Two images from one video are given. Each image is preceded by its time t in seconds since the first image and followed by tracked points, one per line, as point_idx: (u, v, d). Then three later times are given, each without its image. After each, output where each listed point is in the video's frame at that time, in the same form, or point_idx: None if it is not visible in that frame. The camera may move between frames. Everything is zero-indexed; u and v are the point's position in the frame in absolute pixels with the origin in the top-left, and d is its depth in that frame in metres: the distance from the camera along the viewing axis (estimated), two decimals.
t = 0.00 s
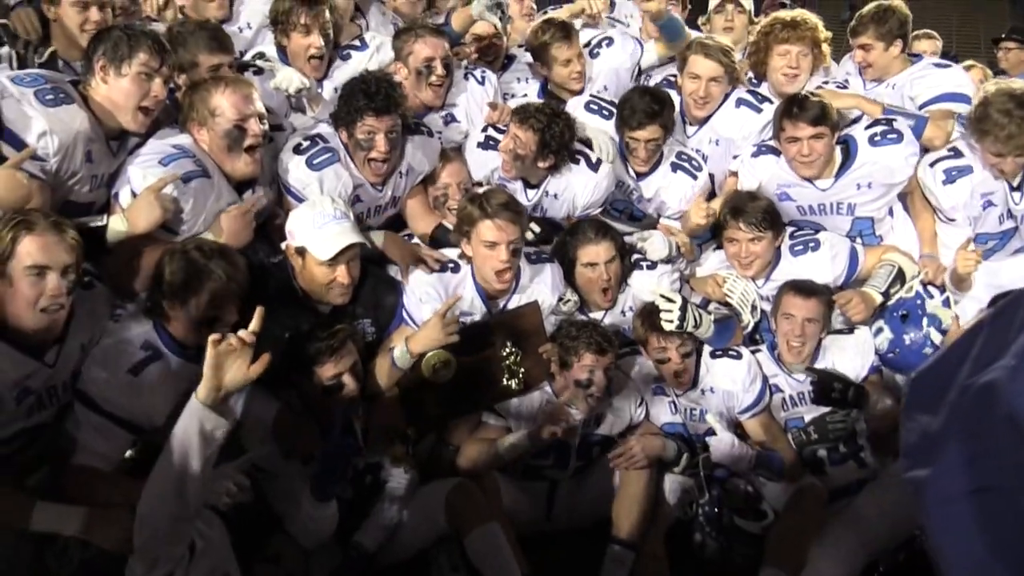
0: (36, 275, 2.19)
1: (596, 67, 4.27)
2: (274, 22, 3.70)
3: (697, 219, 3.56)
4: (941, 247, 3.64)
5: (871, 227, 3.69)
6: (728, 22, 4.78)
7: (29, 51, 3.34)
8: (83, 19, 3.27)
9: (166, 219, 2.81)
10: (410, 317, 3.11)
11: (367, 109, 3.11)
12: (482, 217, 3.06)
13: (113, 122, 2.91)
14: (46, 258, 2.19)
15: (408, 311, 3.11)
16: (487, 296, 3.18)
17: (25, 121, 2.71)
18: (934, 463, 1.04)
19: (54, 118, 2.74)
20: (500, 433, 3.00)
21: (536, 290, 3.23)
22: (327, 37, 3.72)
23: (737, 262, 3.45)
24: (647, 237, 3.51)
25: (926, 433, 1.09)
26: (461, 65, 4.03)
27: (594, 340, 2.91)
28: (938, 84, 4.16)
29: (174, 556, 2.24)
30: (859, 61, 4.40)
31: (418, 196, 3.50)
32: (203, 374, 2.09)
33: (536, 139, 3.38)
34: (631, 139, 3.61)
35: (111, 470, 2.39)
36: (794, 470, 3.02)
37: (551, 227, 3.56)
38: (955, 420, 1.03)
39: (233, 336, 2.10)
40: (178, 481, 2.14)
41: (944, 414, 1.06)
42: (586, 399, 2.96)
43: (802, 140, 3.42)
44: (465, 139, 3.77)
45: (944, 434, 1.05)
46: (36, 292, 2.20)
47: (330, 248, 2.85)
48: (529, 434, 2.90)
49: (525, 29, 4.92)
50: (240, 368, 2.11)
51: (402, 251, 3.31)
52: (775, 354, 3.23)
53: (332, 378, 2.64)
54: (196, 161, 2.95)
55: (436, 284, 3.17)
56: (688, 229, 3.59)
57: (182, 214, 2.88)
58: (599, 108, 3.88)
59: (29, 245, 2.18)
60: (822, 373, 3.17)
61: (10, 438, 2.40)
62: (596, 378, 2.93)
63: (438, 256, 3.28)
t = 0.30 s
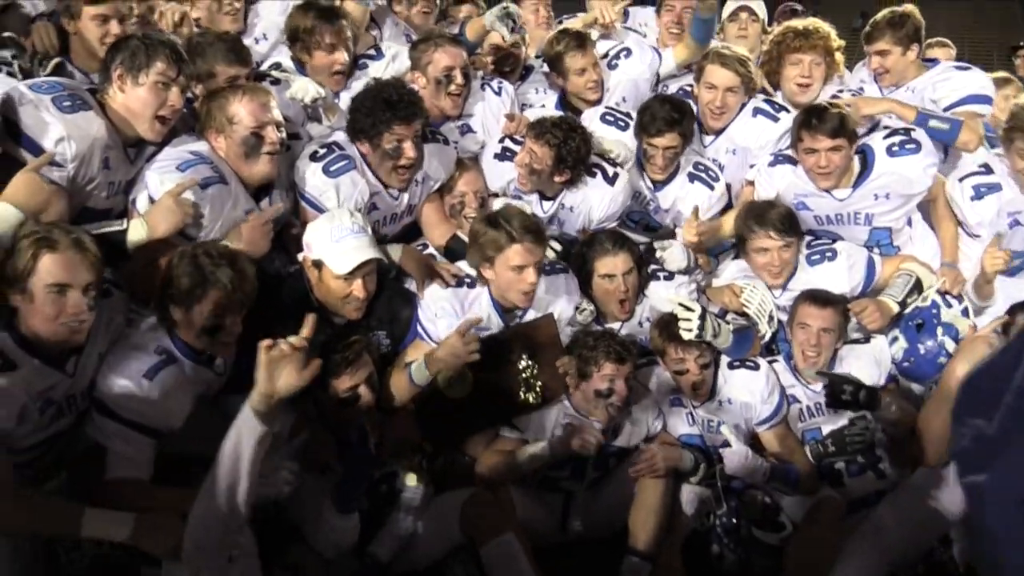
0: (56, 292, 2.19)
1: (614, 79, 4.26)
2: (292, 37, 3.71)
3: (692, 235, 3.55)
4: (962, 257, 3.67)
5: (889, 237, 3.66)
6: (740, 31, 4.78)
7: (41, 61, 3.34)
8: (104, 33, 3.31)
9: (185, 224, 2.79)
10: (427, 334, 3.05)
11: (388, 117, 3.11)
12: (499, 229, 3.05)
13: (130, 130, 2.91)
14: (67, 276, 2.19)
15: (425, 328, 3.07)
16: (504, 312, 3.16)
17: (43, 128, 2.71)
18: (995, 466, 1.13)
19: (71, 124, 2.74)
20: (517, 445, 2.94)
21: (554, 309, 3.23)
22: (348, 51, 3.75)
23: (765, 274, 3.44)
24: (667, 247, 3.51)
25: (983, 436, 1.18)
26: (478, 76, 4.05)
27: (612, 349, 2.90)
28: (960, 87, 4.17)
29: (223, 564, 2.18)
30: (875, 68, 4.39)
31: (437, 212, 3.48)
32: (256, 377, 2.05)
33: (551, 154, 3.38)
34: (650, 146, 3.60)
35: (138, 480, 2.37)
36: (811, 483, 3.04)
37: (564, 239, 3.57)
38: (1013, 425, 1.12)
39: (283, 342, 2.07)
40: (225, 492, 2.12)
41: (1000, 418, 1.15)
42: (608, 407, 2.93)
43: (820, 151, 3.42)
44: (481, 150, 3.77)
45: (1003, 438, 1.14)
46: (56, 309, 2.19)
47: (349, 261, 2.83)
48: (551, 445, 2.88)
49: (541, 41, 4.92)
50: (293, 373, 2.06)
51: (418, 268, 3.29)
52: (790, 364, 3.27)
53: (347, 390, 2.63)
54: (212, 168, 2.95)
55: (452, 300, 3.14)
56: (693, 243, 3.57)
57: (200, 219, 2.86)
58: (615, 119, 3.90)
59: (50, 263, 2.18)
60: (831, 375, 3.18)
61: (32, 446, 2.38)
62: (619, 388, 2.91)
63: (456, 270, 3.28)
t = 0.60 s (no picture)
0: (104, 305, 2.21)
1: (653, 90, 4.29)
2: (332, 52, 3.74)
3: (733, 237, 3.53)
4: (1011, 274, 3.63)
5: (934, 248, 3.61)
6: (778, 40, 4.76)
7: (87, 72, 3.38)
8: (143, 42, 3.39)
9: (221, 234, 2.80)
10: (461, 354, 3.00)
11: (427, 129, 3.13)
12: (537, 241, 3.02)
13: (171, 141, 2.94)
14: (115, 290, 2.22)
15: (458, 349, 3.01)
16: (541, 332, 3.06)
17: (86, 137, 2.75)
18: None
19: (114, 135, 2.77)
20: (552, 458, 2.88)
21: (594, 330, 3.14)
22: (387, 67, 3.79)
23: (808, 285, 3.39)
24: (704, 258, 3.48)
25: None
26: (514, 87, 4.03)
27: (648, 360, 2.87)
28: (1011, 94, 4.13)
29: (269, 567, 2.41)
30: (918, 74, 4.27)
31: (472, 223, 3.45)
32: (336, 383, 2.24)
33: (588, 162, 3.38)
34: (690, 146, 3.62)
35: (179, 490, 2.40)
36: (851, 499, 2.99)
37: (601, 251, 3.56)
38: None
39: (364, 357, 2.23)
40: (277, 505, 2.32)
41: None
42: (643, 421, 2.90)
43: (864, 160, 3.38)
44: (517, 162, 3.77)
45: None
46: (103, 322, 2.22)
47: (379, 281, 2.80)
48: (591, 462, 2.86)
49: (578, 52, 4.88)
50: (368, 388, 2.25)
51: (453, 288, 3.22)
52: (829, 377, 3.23)
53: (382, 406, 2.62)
54: (253, 180, 2.98)
55: (487, 320, 3.05)
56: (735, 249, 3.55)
57: (237, 231, 2.88)
58: (650, 127, 3.84)
59: (100, 276, 2.21)
60: (867, 388, 3.08)
61: (78, 455, 2.38)
62: (654, 400, 2.88)
63: (492, 290, 3.20)
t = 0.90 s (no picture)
0: (137, 323, 2.19)
1: (689, 98, 4.28)
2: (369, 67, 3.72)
3: (780, 250, 3.47)
4: None
5: (979, 260, 3.54)
6: (819, 47, 4.74)
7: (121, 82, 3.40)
8: (174, 51, 3.39)
9: (255, 247, 2.77)
10: (494, 367, 2.99)
11: (466, 149, 3.09)
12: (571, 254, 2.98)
13: (207, 151, 2.96)
14: (147, 307, 2.20)
15: (490, 362, 2.99)
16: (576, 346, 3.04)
17: (127, 148, 2.76)
18: None
19: (155, 145, 2.80)
20: (585, 472, 2.84)
21: (628, 344, 3.11)
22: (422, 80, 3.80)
23: (850, 297, 3.34)
24: (742, 268, 3.42)
25: None
26: (552, 98, 3.99)
27: (682, 372, 2.82)
28: None
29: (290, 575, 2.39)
30: (966, 79, 4.19)
31: (507, 238, 3.43)
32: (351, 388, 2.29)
33: (625, 176, 3.34)
34: (726, 150, 3.57)
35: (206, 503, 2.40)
36: (891, 517, 2.91)
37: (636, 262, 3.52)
38: None
39: (380, 353, 2.29)
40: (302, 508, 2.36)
41: None
42: (677, 433, 2.85)
43: (906, 174, 3.35)
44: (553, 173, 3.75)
45: None
46: (137, 340, 2.20)
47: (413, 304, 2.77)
48: (631, 478, 2.79)
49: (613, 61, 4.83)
50: (384, 386, 2.28)
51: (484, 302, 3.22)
52: (869, 391, 3.16)
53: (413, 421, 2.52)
54: (286, 190, 2.98)
55: (520, 336, 3.05)
56: (778, 260, 3.50)
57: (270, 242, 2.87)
58: (685, 136, 3.80)
59: (132, 294, 2.19)
60: (908, 404, 3.04)
61: (103, 472, 2.35)
62: (687, 411, 2.82)
63: (525, 303, 3.20)
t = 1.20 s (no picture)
0: (161, 329, 2.18)
1: (717, 105, 4.22)
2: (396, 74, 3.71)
3: (812, 261, 3.48)
4: None
5: (1017, 270, 3.45)
6: (855, 52, 4.72)
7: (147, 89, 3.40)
8: (192, 54, 3.39)
9: (279, 255, 2.75)
10: (518, 379, 2.97)
11: (495, 165, 3.07)
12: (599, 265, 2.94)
13: (233, 160, 2.95)
14: (171, 313, 2.19)
15: (515, 374, 2.98)
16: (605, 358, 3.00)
17: (156, 158, 2.75)
18: None
19: (183, 156, 2.78)
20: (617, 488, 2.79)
21: (656, 357, 3.03)
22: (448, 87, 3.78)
23: (883, 307, 3.29)
24: (775, 273, 3.36)
25: None
26: (580, 104, 3.99)
27: (712, 383, 2.75)
28: None
29: None
30: (1004, 84, 4.13)
31: (533, 250, 3.37)
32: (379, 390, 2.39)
33: (652, 184, 3.29)
34: (754, 163, 3.52)
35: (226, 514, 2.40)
36: (927, 533, 2.85)
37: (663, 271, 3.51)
38: None
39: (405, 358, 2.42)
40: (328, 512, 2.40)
41: None
42: (707, 447, 2.79)
43: (941, 184, 3.31)
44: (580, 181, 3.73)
45: None
46: (161, 347, 2.18)
47: (433, 320, 2.74)
48: (665, 492, 2.75)
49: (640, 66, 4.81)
50: (410, 391, 2.39)
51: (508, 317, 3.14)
52: (903, 402, 3.09)
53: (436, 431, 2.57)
54: (313, 200, 2.96)
55: (546, 350, 2.99)
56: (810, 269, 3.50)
57: (296, 251, 2.85)
58: (713, 145, 3.74)
59: (156, 301, 2.18)
60: (948, 419, 2.99)
61: (121, 483, 2.34)
62: (717, 423, 2.77)
63: (550, 316, 3.11)
